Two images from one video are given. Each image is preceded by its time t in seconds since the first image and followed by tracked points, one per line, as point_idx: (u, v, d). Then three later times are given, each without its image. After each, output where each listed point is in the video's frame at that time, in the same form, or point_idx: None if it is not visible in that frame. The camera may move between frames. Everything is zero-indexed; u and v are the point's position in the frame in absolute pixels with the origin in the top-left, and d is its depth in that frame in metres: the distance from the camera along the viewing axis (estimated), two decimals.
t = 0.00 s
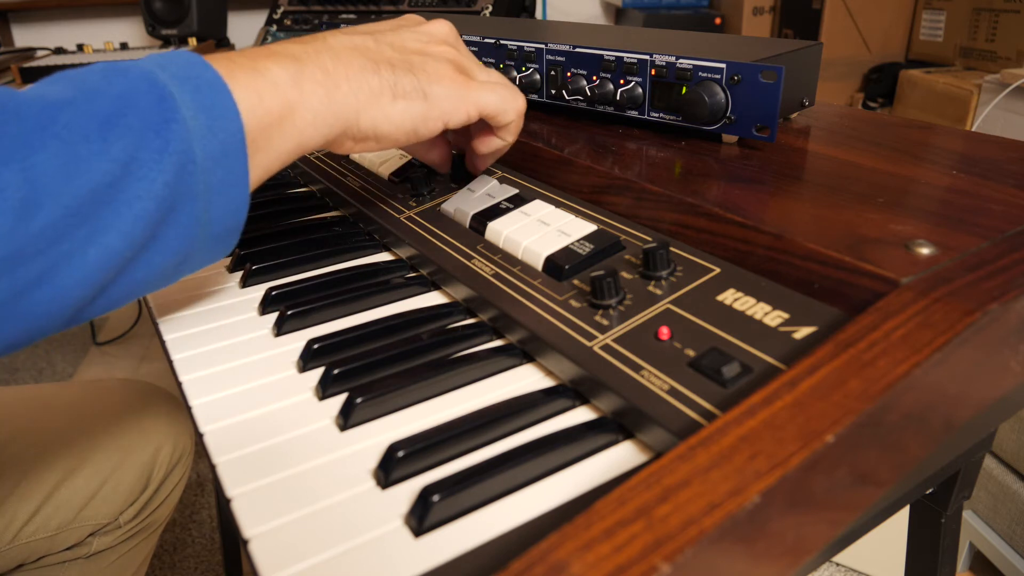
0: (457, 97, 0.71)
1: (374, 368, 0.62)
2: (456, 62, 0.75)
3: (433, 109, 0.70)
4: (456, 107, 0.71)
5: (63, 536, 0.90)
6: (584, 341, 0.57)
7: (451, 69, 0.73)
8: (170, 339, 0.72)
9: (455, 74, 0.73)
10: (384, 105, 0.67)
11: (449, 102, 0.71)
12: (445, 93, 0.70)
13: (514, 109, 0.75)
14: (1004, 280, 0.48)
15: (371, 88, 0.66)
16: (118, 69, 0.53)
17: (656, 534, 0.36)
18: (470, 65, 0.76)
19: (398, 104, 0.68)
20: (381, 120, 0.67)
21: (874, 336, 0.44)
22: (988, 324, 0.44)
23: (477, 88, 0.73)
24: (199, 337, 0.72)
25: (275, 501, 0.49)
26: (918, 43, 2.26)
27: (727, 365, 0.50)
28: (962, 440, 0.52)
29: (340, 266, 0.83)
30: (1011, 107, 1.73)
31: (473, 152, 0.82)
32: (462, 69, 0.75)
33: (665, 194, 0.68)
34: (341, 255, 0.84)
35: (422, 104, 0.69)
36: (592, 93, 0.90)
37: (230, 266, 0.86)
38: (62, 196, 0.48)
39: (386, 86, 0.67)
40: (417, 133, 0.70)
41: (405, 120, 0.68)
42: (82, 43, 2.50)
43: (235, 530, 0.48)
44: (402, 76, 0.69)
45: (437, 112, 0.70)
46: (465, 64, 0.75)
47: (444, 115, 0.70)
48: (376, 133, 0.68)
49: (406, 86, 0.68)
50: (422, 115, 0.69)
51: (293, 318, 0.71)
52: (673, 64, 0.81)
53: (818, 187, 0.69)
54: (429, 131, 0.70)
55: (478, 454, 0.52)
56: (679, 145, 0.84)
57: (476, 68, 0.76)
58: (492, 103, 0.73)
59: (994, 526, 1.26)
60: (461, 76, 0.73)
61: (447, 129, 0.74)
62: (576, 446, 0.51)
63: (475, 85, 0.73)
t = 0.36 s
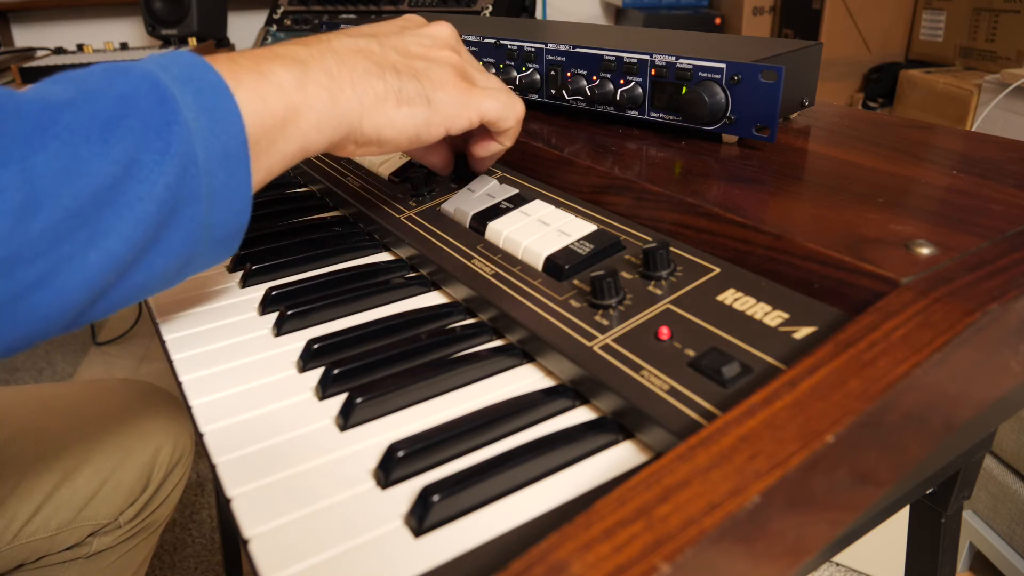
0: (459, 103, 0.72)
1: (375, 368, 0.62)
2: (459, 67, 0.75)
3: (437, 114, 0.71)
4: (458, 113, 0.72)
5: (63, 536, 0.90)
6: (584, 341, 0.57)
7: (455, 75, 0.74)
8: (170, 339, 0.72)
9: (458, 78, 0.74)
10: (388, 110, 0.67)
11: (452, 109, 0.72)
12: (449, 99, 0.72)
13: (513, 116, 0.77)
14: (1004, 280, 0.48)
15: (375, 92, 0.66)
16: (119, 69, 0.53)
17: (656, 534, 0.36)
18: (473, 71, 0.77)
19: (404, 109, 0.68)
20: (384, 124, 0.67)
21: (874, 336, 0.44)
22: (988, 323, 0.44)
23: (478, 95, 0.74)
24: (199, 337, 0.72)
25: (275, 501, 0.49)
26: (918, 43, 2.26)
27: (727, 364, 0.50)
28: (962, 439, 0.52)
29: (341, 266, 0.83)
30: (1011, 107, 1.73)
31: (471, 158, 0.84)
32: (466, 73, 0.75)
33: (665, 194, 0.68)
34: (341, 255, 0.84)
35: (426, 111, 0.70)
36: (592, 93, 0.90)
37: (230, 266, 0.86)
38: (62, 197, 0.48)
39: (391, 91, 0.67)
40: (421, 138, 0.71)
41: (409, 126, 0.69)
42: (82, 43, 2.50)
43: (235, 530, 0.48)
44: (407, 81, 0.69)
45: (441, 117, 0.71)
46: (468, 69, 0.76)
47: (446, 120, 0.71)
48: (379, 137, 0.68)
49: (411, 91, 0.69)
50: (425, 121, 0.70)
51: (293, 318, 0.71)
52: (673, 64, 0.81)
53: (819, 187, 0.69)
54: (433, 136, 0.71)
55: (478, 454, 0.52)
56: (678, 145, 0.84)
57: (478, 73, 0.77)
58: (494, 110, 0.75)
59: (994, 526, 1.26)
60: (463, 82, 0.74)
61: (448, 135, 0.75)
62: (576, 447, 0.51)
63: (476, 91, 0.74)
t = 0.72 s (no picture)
0: (461, 108, 0.73)
1: (375, 368, 0.62)
2: (461, 69, 0.75)
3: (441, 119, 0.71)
4: (461, 118, 0.73)
5: (63, 536, 0.90)
6: (584, 341, 0.57)
7: (458, 78, 0.74)
8: (170, 339, 0.72)
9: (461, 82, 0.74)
10: (393, 114, 0.67)
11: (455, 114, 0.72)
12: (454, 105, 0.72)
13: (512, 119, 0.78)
14: (1004, 280, 0.48)
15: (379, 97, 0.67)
16: (121, 70, 0.53)
17: (656, 534, 0.36)
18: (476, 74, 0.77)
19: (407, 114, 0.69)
20: (388, 129, 0.67)
21: (874, 336, 0.44)
22: (988, 323, 0.44)
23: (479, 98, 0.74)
24: (199, 337, 0.72)
25: (275, 502, 0.49)
26: (918, 43, 2.26)
27: (727, 364, 0.50)
28: (962, 439, 0.52)
29: (341, 266, 0.83)
30: (1011, 107, 1.73)
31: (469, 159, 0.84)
32: (468, 76, 0.75)
33: (665, 194, 0.68)
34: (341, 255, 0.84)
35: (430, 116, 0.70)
36: (592, 93, 0.90)
37: (230, 266, 0.87)
38: (63, 200, 0.48)
39: (396, 96, 0.68)
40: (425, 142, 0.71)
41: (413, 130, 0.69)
42: (82, 43, 2.50)
43: (235, 530, 0.48)
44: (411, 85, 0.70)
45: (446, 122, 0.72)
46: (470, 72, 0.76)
47: (450, 125, 0.72)
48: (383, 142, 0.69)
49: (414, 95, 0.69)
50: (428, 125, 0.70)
51: (293, 318, 0.71)
52: (673, 64, 0.81)
53: (819, 187, 0.69)
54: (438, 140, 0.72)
55: (478, 454, 0.52)
56: (678, 145, 0.84)
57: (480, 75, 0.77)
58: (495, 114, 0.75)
59: (994, 526, 1.26)
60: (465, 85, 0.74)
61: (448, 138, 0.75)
62: (576, 447, 0.51)
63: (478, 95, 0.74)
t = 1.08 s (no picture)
0: (464, 112, 0.73)
1: (374, 369, 0.62)
2: (465, 72, 0.75)
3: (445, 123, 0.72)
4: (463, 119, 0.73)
5: (63, 536, 0.90)
6: (584, 341, 0.57)
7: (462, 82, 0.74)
8: (170, 339, 0.72)
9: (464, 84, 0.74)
10: (398, 117, 0.68)
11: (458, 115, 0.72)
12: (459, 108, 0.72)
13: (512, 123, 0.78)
14: (1004, 280, 0.48)
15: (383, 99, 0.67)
16: (126, 69, 0.53)
17: (656, 534, 0.36)
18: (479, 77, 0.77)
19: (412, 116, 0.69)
20: (393, 131, 0.68)
21: (874, 336, 0.44)
22: (988, 323, 0.44)
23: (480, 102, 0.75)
24: (199, 337, 0.72)
25: (275, 501, 0.49)
26: (918, 43, 2.26)
27: (726, 365, 0.50)
28: (962, 439, 0.52)
29: (341, 266, 0.83)
30: (1011, 107, 1.73)
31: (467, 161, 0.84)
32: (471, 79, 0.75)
33: (665, 194, 0.68)
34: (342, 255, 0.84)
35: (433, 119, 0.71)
36: (592, 93, 0.90)
37: (230, 266, 0.87)
38: (68, 199, 0.48)
39: (402, 98, 0.68)
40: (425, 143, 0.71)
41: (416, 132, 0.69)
42: (82, 42, 2.50)
43: (235, 529, 0.48)
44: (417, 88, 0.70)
45: (451, 124, 0.72)
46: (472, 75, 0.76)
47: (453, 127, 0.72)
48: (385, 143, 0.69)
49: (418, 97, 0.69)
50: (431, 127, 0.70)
51: (293, 318, 0.71)
52: (673, 64, 0.81)
53: (819, 187, 0.69)
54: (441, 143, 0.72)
55: (478, 454, 0.52)
56: (678, 145, 0.84)
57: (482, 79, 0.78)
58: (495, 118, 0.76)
59: (994, 526, 1.26)
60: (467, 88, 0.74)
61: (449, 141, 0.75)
62: (575, 447, 0.51)
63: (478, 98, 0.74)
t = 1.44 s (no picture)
0: (439, 116, 0.74)
1: (375, 368, 0.62)
2: (443, 77, 0.76)
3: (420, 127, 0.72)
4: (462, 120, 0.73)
5: (63, 536, 0.90)
6: (584, 341, 0.57)
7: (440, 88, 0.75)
8: (170, 339, 0.72)
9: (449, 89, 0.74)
10: (376, 123, 0.68)
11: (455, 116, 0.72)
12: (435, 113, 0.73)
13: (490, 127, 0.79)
14: (1004, 280, 0.48)
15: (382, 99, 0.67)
16: (99, 78, 0.53)
17: (656, 534, 0.36)
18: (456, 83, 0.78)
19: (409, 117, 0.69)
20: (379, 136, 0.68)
21: (874, 336, 0.44)
22: (988, 323, 0.44)
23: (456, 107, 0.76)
24: (199, 337, 0.72)
25: (275, 501, 0.49)
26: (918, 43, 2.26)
27: (727, 364, 0.50)
28: (962, 439, 0.52)
29: (342, 266, 0.83)
30: (1011, 107, 1.73)
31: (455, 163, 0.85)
32: (448, 84, 0.77)
33: (665, 194, 0.68)
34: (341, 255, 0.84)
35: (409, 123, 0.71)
36: (592, 93, 0.90)
37: (230, 266, 0.87)
38: (41, 213, 0.48)
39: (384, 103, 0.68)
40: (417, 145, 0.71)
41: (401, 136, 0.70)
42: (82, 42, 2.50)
43: (236, 529, 0.48)
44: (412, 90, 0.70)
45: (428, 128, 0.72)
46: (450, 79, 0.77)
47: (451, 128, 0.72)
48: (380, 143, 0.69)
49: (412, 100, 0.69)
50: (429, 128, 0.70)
51: (293, 318, 0.71)
52: (673, 64, 0.81)
53: (819, 188, 0.69)
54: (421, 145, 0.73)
55: (478, 454, 0.52)
56: (678, 145, 0.84)
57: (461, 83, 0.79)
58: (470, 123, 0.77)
59: (994, 526, 1.26)
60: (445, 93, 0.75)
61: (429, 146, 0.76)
62: (576, 447, 0.51)
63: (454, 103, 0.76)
